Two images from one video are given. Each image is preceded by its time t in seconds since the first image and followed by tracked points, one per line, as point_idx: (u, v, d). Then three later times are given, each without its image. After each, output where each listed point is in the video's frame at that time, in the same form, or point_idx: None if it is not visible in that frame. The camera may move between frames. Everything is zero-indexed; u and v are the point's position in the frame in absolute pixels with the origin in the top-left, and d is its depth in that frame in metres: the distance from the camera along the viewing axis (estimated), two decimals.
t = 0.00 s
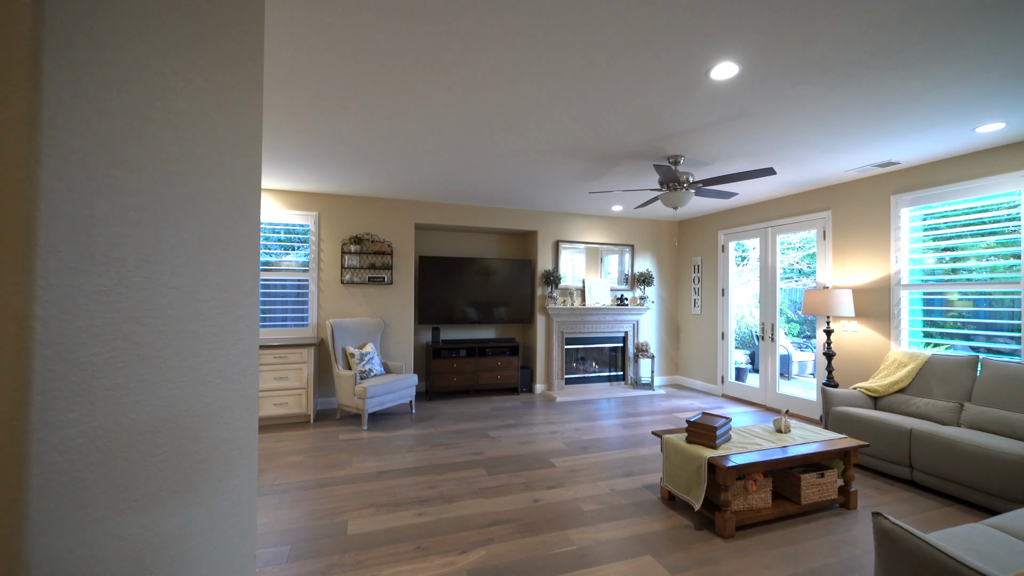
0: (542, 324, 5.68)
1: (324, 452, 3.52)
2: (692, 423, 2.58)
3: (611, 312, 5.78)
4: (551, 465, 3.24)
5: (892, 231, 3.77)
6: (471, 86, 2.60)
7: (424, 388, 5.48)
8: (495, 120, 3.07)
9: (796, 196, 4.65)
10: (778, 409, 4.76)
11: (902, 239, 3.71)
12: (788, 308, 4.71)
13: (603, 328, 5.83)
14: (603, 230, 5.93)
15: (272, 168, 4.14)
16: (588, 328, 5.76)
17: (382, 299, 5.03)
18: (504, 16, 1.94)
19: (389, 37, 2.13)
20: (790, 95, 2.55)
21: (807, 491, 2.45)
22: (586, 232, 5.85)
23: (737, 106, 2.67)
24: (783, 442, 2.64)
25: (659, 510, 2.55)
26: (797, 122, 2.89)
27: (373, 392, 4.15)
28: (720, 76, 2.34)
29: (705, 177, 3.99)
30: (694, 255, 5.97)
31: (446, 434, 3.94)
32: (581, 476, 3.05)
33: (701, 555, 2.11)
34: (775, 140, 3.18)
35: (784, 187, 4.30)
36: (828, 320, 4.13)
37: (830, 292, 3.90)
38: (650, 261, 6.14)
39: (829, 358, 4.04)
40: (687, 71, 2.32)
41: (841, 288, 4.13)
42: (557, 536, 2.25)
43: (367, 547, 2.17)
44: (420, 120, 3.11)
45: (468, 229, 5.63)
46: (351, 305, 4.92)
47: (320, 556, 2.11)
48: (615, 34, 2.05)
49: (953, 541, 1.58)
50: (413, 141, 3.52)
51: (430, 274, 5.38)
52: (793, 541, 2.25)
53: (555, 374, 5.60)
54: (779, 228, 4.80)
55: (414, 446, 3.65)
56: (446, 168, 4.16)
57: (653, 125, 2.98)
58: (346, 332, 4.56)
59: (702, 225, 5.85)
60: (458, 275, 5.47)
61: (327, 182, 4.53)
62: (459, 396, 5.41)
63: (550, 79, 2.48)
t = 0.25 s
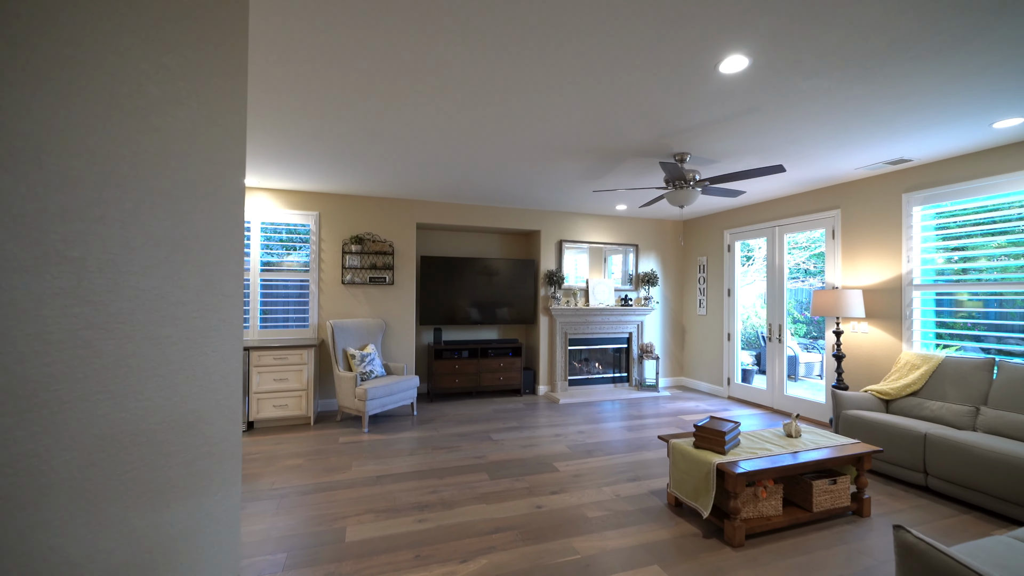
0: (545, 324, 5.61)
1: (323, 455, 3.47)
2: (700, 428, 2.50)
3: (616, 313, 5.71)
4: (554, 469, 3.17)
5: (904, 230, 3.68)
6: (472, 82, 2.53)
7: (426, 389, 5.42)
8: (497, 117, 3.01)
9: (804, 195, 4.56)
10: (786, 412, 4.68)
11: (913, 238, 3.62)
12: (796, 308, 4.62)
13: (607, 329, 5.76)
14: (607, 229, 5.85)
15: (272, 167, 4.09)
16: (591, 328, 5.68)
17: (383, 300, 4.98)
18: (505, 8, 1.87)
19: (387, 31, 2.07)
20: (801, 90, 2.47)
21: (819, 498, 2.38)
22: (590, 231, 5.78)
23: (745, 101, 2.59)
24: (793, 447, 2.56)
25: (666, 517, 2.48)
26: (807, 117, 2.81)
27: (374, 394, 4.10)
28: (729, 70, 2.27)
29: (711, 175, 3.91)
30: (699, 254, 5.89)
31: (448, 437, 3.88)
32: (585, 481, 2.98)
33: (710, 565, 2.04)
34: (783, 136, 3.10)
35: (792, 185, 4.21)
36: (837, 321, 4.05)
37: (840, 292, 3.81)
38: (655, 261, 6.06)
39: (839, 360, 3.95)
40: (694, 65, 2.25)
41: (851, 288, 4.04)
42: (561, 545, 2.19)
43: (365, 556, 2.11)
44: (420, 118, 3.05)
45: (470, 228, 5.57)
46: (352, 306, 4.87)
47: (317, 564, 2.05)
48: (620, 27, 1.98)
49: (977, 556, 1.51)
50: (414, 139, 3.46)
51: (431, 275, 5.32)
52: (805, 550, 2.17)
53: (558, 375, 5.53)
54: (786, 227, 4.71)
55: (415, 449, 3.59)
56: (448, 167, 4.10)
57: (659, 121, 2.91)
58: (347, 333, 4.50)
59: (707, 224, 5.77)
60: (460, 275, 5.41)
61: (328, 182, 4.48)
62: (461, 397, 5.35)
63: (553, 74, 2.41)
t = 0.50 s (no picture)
0: (549, 325, 5.53)
1: (323, 458, 3.41)
2: (710, 433, 2.43)
3: (620, 313, 5.62)
4: (559, 474, 3.10)
5: (918, 229, 3.57)
6: (474, 77, 2.46)
7: (428, 391, 5.36)
8: (500, 114, 2.93)
9: (814, 193, 4.46)
10: (795, 414, 4.58)
11: (926, 238, 3.53)
12: (805, 309, 4.52)
13: (612, 330, 5.67)
14: (612, 229, 5.77)
15: (273, 166, 4.05)
16: (596, 329, 5.60)
17: (385, 300, 4.92)
18: None
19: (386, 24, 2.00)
20: (814, 83, 2.38)
21: (833, 506, 2.30)
22: (594, 231, 5.70)
23: (756, 95, 2.51)
24: (807, 453, 2.48)
25: (674, 525, 2.40)
26: (819, 112, 2.72)
27: (375, 396, 4.04)
28: (740, 63, 2.19)
29: (719, 173, 3.82)
30: (705, 254, 5.80)
31: (450, 440, 3.81)
32: (590, 486, 2.91)
33: None
34: (794, 132, 3.01)
35: (802, 183, 4.12)
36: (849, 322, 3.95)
37: (852, 293, 3.72)
38: (660, 261, 5.97)
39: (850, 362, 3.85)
40: (704, 57, 2.17)
41: (863, 288, 3.94)
42: (566, 554, 2.12)
43: (364, 564, 2.05)
44: (421, 114, 2.99)
45: (473, 228, 5.51)
46: (354, 306, 4.81)
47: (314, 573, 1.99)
48: (627, 18, 1.91)
49: (1007, 572, 1.43)
50: (415, 137, 3.40)
51: (434, 274, 5.26)
52: (820, 561, 2.09)
53: (562, 377, 5.45)
54: (795, 226, 4.61)
55: (416, 452, 3.53)
56: (450, 165, 4.04)
57: (666, 117, 2.83)
58: (348, 333, 4.45)
59: (714, 223, 5.67)
60: (462, 275, 5.35)
61: (329, 180, 4.43)
62: (464, 399, 5.28)
63: (558, 68, 2.34)
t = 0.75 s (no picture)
0: (554, 326, 5.45)
1: (325, 462, 3.35)
2: (723, 440, 2.34)
3: (627, 314, 5.53)
4: (565, 480, 3.02)
5: (936, 228, 3.46)
6: (478, 72, 2.39)
7: (432, 392, 5.30)
8: (505, 111, 2.86)
9: (826, 191, 4.35)
10: (807, 418, 4.47)
11: (944, 237, 3.42)
12: (817, 310, 4.41)
13: (619, 331, 5.58)
14: (618, 228, 5.68)
15: (274, 165, 4.00)
16: (602, 330, 5.51)
17: (388, 301, 4.86)
18: None
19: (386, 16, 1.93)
20: (832, 75, 2.29)
21: (852, 517, 2.21)
22: (600, 230, 5.61)
23: (770, 88, 2.42)
24: (824, 460, 2.38)
25: (685, 534, 2.31)
26: (835, 106, 2.63)
27: (378, 398, 3.98)
28: (755, 54, 2.10)
29: (729, 170, 3.73)
30: (713, 254, 5.69)
31: (454, 443, 3.74)
32: (598, 493, 2.83)
33: None
34: (808, 128, 2.92)
35: (814, 181, 4.01)
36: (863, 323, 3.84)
37: (867, 294, 3.61)
38: (667, 261, 5.87)
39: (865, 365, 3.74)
40: (717, 49, 2.08)
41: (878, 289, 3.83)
42: (573, 565, 2.04)
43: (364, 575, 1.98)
44: (424, 111, 2.92)
45: (477, 228, 5.44)
46: (357, 307, 4.76)
47: None
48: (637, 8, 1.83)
49: None
50: (418, 135, 3.33)
51: (437, 275, 5.20)
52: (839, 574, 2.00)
53: (568, 379, 5.37)
54: (807, 225, 4.50)
55: (419, 456, 3.47)
56: (454, 164, 3.97)
57: (676, 112, 2.74)
58: (350, 335, 4.39)
59: (722, 222, 5.57)
60: (466, 275, 5.28)
61: (331, 180, 4.38)
62: (468, 401, 5.21)
63: (564, 63, 2.27)
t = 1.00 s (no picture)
0: (562, 327, 5.37)
1: (330, 465, 3.30)
2: (739, 446, 2.25)
3: (636, 315, 5.43)
4: (573, 485, 2.94)
5: (959, 227, 3.33)
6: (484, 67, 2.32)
7: (438, 394, 5.24)
8: (512, 107, 2.79)
9: (843, 189, 4.22)
10: (822, 422, 4.34)
11: (967, 236, 3.29)
12: (833, 311, 4.29)
13: (628, 332, 5.49)
14: (627, 228, 5.59)
15: (279, 165, 3.96)
16: (610, 331, 5.42)
17: (394, 301, 4.81)
18: None
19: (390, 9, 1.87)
20: (855, 66, 2.18)
21: (875, 528, 2.11)
22: (608, 230, 5.53)
23: (789, 81, 2.32)
24: (845, 469, 2.28)
25: (699, 545, 2.23)
26: (856, 99, 2.52)
27: (383, 400, 3.93)
28: (775, 44, 2.00)
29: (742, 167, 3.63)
30: (724, 254, 5.58)
31: (460, 447, 3.68)
32: (608, 499, 2.75)
33: None
34: (827, 122, 2.81)
35: (830, 178, 3.90)
36: (882, 325, 3.72)
37: (887, 294, 3.49)
38: (677, 261, 5.77)
39: (884, 368, 3.62)
40: (734, 39, 1.99)
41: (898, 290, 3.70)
42: None
43: None
44: (429, 109, 2.85)
45: (484, 227, 5.37)
46: (362, 308, 4.71)
47: None
48: None
49: None
50: (423, 133, 3.27)
51: (444, 275, 5.14)
52: None
53: (575, 381, 5.28)
54: (822, 224, 4.38)
55: (425, 459, 3.41)
56: (460, 163, 3.91)
57: (688, 107, 2.66)
58: (356, 336, 4.34)
59: (734, 221, 5.45)
60: (472, 276, 5.22)
61: (336, 180, 4.34)
62: (474, 403, 5.15)
63: (574, 56, 2.18)
